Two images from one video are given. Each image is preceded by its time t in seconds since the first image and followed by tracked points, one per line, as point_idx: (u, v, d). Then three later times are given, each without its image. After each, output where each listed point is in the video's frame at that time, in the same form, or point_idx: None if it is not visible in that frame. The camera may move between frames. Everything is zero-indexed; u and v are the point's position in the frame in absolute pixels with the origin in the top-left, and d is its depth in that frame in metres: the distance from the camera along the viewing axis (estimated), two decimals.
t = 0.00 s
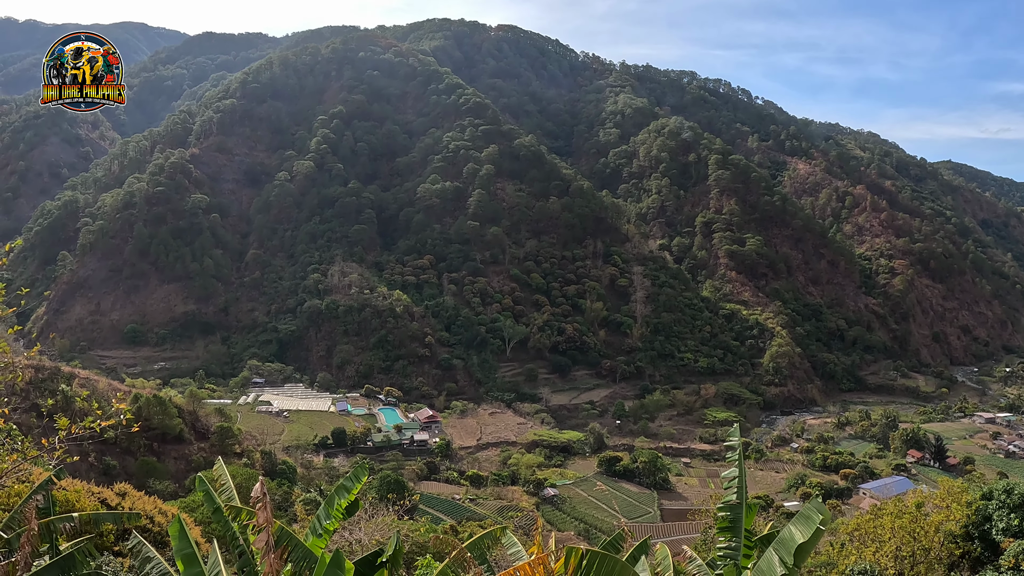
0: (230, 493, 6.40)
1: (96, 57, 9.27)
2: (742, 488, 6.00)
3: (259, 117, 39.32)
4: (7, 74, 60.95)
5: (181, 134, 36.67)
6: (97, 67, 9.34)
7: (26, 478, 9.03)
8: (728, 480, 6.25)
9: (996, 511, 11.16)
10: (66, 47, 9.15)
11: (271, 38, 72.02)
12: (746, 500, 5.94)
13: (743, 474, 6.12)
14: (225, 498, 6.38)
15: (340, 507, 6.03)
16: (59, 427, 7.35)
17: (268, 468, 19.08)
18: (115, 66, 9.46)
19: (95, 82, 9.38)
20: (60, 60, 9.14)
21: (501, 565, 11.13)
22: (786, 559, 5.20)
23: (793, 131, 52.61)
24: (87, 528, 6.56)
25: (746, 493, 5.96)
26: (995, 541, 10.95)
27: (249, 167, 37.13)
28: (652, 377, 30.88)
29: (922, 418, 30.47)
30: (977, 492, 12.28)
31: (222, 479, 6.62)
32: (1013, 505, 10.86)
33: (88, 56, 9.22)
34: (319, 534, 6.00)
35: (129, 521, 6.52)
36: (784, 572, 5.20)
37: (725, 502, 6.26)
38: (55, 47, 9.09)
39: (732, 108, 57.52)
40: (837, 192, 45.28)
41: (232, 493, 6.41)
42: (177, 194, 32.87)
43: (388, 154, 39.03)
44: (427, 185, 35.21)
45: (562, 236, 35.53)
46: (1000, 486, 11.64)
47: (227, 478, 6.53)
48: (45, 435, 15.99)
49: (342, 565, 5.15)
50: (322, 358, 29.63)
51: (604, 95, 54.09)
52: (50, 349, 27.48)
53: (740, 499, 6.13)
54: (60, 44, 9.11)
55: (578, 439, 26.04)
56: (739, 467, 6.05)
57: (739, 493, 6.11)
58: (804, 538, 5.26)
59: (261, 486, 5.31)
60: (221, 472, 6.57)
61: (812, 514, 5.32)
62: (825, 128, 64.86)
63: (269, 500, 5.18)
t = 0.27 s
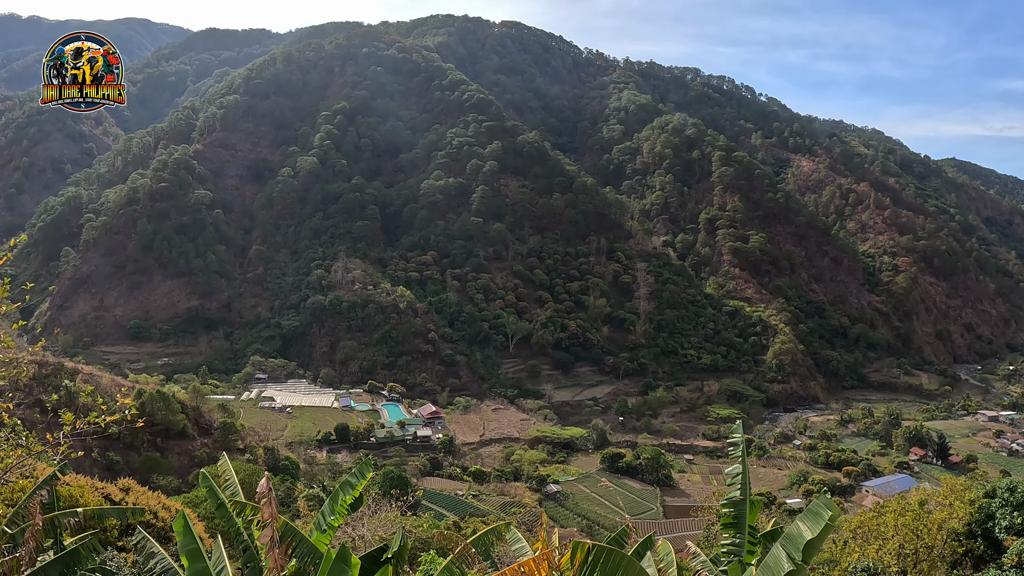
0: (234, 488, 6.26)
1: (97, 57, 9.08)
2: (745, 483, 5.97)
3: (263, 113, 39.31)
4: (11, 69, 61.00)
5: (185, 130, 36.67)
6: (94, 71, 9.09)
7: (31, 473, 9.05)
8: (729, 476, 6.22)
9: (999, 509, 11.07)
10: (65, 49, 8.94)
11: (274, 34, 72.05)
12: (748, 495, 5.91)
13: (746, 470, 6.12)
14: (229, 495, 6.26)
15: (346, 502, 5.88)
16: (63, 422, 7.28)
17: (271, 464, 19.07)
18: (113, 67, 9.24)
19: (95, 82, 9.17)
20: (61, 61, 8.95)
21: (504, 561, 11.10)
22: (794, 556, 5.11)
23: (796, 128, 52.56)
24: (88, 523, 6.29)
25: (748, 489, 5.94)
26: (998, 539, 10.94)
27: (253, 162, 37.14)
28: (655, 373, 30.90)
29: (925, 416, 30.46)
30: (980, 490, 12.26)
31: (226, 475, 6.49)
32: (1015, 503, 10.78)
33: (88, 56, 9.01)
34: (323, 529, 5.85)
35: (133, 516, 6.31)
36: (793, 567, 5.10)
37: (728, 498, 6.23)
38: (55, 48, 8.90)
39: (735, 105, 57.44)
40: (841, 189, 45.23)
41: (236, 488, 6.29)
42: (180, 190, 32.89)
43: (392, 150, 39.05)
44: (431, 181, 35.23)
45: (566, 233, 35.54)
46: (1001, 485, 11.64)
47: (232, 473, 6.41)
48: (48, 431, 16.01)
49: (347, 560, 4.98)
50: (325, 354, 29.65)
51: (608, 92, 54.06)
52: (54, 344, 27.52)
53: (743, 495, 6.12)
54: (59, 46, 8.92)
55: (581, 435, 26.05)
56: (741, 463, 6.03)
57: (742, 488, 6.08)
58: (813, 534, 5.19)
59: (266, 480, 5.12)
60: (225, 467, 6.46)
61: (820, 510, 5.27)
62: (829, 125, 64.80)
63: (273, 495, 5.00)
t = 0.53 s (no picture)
0: (236, 482, 6.27)
1: (97, 56, 9.02)
2: (746, 477, 6.01)
3: (265, 107, 39.32)
4: (14, 64, 61.03)
5: (187, 124, 36.65)
6: (96, 70, 9.05)
7: (32, 467, 9.04)
8: (732, 472, 6.24)
9: (1000, 505, 11.15)
10: (67, 49, 8.89)
11: (276, 29, 72.02)
12: (750, 490, 5.94)
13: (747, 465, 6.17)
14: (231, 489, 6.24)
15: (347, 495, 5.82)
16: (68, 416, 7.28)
17: (274, 457, 19.07)
18: (114, 66, 9.19)
19: (95, 82, 9.12)
20: (61, 60, 8.90)
21: (505, 554, 11.15)
22: (795, 547, 4.69)
23: (799, 123, 52.46)
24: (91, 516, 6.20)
25: (750, 484, 5.97)
26: (1000, 535, 10.97)
27: (255, 157, 37.15)
28: (657, 368, 30.91)
29: (926, 412, 30.46)
30: (983, 485, 12.21)
31: (229, 469, 6.52)
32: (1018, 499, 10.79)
33: (88, 56, 8.96)
34: (326, 522, 5.78)
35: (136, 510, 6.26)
36: (792, 559, 4.70)
37: (730, 493, 6.26)
38: (55, 48, 8.87)
39: (738, 99, 57.36)
40: (844, 184, 45.18)
41: (238, 482, 6.29)
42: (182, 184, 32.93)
43: (394, 144, 39.09)
44: (434, 176, 35.23)
45: (568, 227, 35.55)
46: (1005, 481, 11.57)
47: (233, 468, 6.42)
48: (51, 424, 16.10)
49: (349, 552, 4.89)
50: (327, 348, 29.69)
51: (611, 86, 54.03)
52: (57, 338, 27.56)
53: (746, 490, 6.14)
54: (60, 46, 8.87)
55: (583, 430, 26.08)
56: (742, 458, 6.12)
57: (743, 484, 6.12)
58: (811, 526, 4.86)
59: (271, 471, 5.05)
60: (228, 460, 6.50)
61: (819, 501, 4.95)
62: (832, 121, 64.67)
63: (277, 486, 4.90)
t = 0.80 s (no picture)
0: (235, 478, 6.11)
1: (97, 57, 8.99)
2: (746, 472, 5.96)
3: (266, 103, 39.29)
4: (14, 60, 60.96)
5: (188, 120, 36.62)
6: (96, 71, 9.03)
7: (34, 463, 9.05)
8: (732, 468, 6.20)
9: (1000, 502, 11.14)
10: (67, 49, 8.84)
11: (277, 25, 71.99)
12: (750, 485, 5.89)
13: (747, 460, 6.11)
14: (230, 483, 6.15)
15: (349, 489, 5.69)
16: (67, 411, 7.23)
17: (274, 454, 19.06)
18: (114, 67, 9.17)
19: (95, 82, 9.11)
20: (61, 61, 8.87)
21: (506, 550, 11.16)
22: (791, 542, 4.56)
23: (800, 120, 52.44)
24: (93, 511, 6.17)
25: (749, 479, 5.93)
26: (999, 532, 10.99)
27: (255, 153, 37.16)
28: (657, 364, 30.93)
29: (926, 409, 30.48)
30: (983, 482, 12.17)
31: (228, 465, 6.37)
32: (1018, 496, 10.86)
33: (88, 56, 8.93)
34: (326, 517, 5.69)
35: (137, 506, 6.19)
36: (790, 555, 4.57)
37: (731, 490, 6.21)
38: (56, 48, 8.84)
39: (739, 96, 57.32)
40: (844, 181, 45.17)
41: (237, 477, 6.12)
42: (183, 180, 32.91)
43: (395, 140, 39.10)
44: (434, 172, 35.24)
45: (569, 223, 35.57)
46: (1005, 479, 11.56)
47: (233, 463, 6.25)
48: (52, 420, 16.10)
49: (348, 548, 4.76)
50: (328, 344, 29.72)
51: (611, 83, 54.00)
52: (57, 335, 27.57)
53: (746, 486, 6.09)
54: (60, 47, 8.83)
55: (583, 426, 26.08)
56: (742, 452, 6.09)
57: (744, 479, 6.07)
58: (809, 520, 4.72)
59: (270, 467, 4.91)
60: (226, 456, 6.37)
61: (816, 495, 4.79)
62: (833, 117, 64.66)
63: (277, 483, 4.74)
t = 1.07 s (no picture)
0: (234, 474, 6.05)
1: (97, 55, 8.97)
2: (747, 468, 5.92)
3: (265, 100, 39.26)
4: (12, 57, 60.91)
5: (187, 117, 36.57)
6: (96, 73, 9.01)
7: (34, 460, 9.01)
8: (733, 464, 6.17)
9: (999, 499, 11.02)
10: (66, 50, 8.81)
11: (276, 21, 71.96)
12: (751, 481, 5.84)
13: (748, 456, 6.08)
14: (230, 481, 6.07)
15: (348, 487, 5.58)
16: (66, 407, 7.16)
17: (273, 450, 19.04)
18: (113, 68, 9.15)
19: (95, 81, 9.10)
20: (60, 60, 8.85)
21: (505, 547, 11.16)
22: (791, 539, 4.47)
23: (799, 116, 52.45)
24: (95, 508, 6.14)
25: (750, 475, 5.89)
26: (998, 528, 10.88)
27: (255, 149, 37.14)
28: (657, 360, 30.96)
29: (926, 405, 30.50)
30: (982, 478, 12.07)
31: (227, 460, 6.31)
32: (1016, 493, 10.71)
33: (88, 56, 8.91)
34: (325, 513, 5.60)
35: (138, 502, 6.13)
36: (789, 552, 4.47)
37: (731, 486, 6.17)
38: (55, 49, 8.82)
39: (738, 92, 57.30)
40: (844, 177, 45.16)
41: (236, 472, 6.07)
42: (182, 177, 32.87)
43: (394, 136, 39.11)
44: (433, 168, 35.23)
45: (568, 219, 35.59)
46: (1003, 476, 11.44)
47: (232, 459, 6.20)
48: (51, 417, 16.09)
49: (343, 545, 4.57)
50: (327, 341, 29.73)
51: (611, 79, 53.98)
52: (57, 331, 27.56)
53: (746, 483, 6.04)
54: (60, 48, 8.81)
55: (582, 422, 26.07)
56: (743, 448, 6.06)
57: (744, 476, 6.03)
58: (808, 517, 4.59)
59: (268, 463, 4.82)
60: (225, 452, 6.31)
61: (816, 491, 4.70)
62: (832, 113, 64.67)
63: (274, 480, 4.68)
